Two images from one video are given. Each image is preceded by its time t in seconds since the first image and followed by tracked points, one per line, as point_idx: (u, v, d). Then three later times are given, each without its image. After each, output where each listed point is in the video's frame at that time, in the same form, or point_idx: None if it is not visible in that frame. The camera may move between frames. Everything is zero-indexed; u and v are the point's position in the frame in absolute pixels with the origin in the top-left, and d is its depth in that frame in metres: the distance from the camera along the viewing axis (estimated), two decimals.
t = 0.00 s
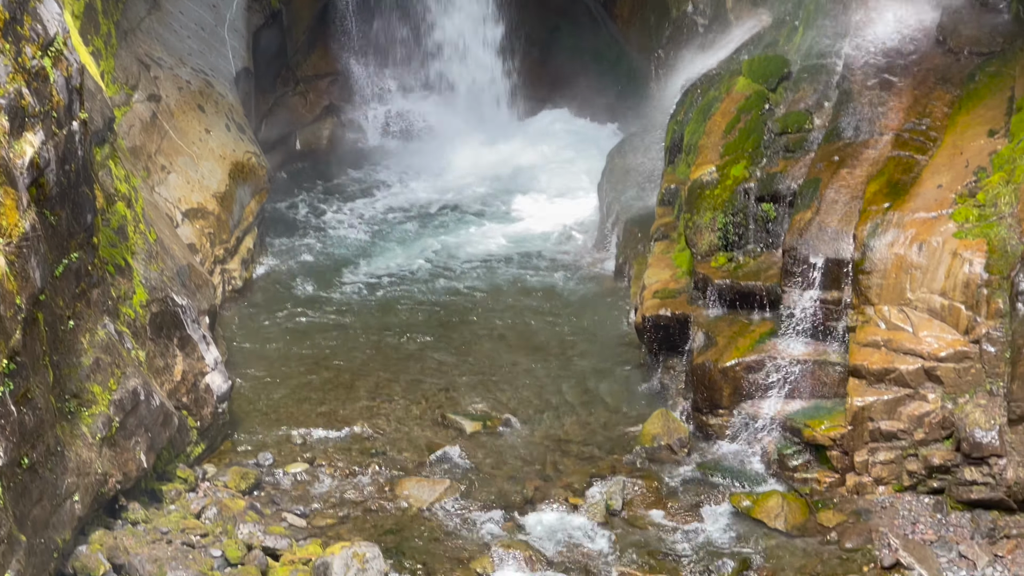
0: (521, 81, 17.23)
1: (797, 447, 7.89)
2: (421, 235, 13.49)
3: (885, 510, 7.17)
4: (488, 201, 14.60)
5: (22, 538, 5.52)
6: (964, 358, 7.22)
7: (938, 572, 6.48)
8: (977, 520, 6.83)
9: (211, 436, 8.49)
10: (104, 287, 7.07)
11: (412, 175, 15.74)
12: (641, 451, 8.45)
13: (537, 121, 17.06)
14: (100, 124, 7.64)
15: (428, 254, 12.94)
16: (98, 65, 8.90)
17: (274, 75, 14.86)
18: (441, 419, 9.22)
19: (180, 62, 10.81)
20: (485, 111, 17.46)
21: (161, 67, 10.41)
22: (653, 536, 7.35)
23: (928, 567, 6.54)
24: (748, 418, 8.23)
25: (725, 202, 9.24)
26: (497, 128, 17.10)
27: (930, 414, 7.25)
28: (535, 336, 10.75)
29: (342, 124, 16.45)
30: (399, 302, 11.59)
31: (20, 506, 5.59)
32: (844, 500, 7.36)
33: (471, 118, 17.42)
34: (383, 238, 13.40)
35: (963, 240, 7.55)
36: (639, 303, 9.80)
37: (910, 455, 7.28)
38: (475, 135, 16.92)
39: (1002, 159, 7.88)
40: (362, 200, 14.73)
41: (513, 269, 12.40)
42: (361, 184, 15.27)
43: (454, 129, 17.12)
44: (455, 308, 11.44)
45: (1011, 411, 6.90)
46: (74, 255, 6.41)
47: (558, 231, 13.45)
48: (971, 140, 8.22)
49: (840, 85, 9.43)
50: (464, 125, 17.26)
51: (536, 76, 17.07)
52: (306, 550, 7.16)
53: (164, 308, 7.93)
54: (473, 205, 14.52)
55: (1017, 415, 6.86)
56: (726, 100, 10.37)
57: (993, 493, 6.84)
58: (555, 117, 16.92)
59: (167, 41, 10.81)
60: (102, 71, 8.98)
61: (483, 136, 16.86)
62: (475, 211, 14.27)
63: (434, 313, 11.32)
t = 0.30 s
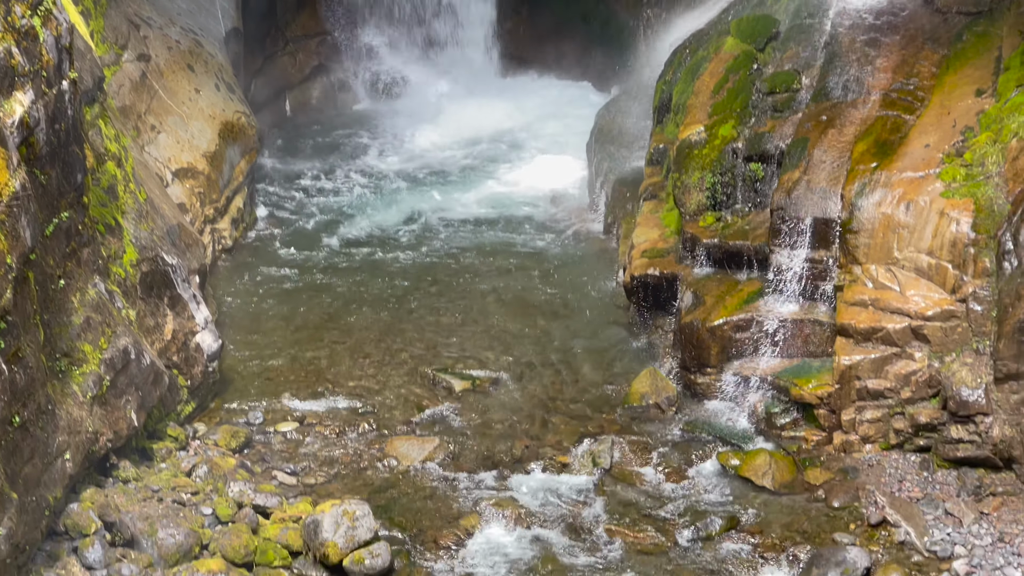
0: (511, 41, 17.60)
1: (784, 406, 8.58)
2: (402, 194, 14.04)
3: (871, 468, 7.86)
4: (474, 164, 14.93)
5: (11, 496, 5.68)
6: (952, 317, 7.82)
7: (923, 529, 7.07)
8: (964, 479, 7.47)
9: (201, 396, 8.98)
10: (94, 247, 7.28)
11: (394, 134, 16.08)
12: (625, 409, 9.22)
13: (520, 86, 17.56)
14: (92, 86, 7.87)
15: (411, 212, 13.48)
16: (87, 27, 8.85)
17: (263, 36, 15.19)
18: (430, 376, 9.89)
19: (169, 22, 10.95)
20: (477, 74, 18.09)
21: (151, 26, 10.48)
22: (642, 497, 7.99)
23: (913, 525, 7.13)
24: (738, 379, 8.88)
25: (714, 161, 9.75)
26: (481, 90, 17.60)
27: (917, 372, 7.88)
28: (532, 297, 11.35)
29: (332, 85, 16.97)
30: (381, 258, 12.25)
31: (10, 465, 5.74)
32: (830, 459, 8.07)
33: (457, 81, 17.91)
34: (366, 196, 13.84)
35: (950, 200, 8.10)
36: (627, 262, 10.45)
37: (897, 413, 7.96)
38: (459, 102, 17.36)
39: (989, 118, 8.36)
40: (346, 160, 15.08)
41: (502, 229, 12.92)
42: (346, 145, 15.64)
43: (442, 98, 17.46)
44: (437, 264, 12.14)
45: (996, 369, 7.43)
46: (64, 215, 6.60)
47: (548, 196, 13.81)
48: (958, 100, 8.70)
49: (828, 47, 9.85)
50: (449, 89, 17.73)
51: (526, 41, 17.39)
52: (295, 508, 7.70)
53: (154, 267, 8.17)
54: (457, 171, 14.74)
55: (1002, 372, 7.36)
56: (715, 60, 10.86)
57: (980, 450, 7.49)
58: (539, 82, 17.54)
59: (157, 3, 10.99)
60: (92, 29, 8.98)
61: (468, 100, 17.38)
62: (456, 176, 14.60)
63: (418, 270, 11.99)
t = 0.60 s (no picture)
0: None
1: (771, 366, 9.12)
2: (390, 163, 14.41)
3: (858, 427, 8.42)
4: (461, 138, 15.32)
5: (7, 456, 6.34)
6: (937, 278, 8.34)
7: (908, 488, 7.57)
8: (949, 438, 8.00)
9: (193, 355, 9.57)
10: (87, 208, 8.04)
11: (383, 111, 16.48)
12: (614, 368, 9.76)
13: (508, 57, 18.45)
14: (82, 49, 8.64)
15: (399, 182, 13.87)
16: None
17: None
18: (421, 337, 10.28)
19: None
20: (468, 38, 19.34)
21: None
22: (629, 458, 8.44)
23: (899, 484, 7.63)
24: (724, 338, 9.51)
25: (702, 123, 10.54)
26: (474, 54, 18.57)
27: (903, 332, 8.41)
28: (524, 258, 11.80)
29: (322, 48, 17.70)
30: (371, 224, 12.60)
31: (5, 423, 6.38)
32: (817, 419, 8.63)
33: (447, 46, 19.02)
34: (355, 167, 14.21)
35: (936, 161, 8.63)
36: (617, 224, 10.99)
37: (884, 373, 8.48)
38: (445, 81, 17.82)
39: (974, 82, 8.97)
40: (334, 132, 15.44)
41: (490, 198, 13.30)
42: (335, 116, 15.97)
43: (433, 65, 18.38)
44: (425, 230, 12.48)
45: (982, 330, 7.85)
46: (57, 175, 7.47)
47: (535, 167, 14.18)
48: (945, 62, 9.36)
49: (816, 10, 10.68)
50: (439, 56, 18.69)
51: None
52: (287, 468, 8.11)
53: (147, 229, 8.95)
54: (445, 144, 15.15)
55: (987, 333, 7.79)
56: (704, 22, 11.71)
57: (965, 410, 8.00)
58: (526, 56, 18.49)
59: None
60: None
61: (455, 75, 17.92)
62: (445, 147, 14.99)
63: (406, 234, 12.35)
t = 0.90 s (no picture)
0: None
1: (762, 331, 9.31)
2: (380, 132, 14.38)
3: (849, 393, 8.55)
4: (452, 106, 15.34)
5: None
6: (928, 243, 8.48)
7: (899, 453, 7.66)
8: (939, 403, 8.10)
9: (184, 321, 9.67)
10: (77, 173, 8.13)
11: (376, 83, 16.41)
12: (606, 333, 9.88)
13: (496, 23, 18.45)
14: (72, 15, 8.70)
15: (392, 151, 13.78)
16: None
17: None
18: (411, 304, 10.31)
19: None
20: None
21: None
22: (620, 422, 8.57)
23: (889, 448, 7.72)
24: (713, 304, 9.67)
25: (694, 88, 10.67)
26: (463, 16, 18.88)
27: (893, 298, 8.58)
28: (516, 224, 11.84)
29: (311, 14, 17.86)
30: (363, 193, 12.55)
31: None
32: (807, 384, 8.79)
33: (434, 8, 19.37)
34: (348, 138, 14.15)
35: (927, 126, 8.76)
36: (608, 189, 11.14)
37: (875, 338, 8.65)
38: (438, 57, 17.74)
39: (966, 47, 9.01)
40: (327, 103, 15.35)
41: (484, 166, 13.27)
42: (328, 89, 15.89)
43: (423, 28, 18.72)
44: (417, 199, 12.44)
45: (972, 296, 7.99)
46: (47, 141, 7.52)
47: (528, 138, 14.09)
48: (936, 28, 9.42)
49: None
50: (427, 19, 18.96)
51: None
52: (278, 433, 8.22)
53: (137, 194, 9.02)
54: (438, 114, 15.06)
55: (978, 299, 7.93)
56: None
57: (955, 374, 8.09)
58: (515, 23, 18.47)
59: None
60: None
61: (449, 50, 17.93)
62: (435, 116, 14.97)
63: (398, 203, 12.32)
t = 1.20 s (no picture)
0: None
1: (755, 302, 9.34)
2: (371, 105, 14.32)
3: (841, 362, 8.66)
4: (443, 80, 15.29)
5: None
6: (921, 214, 8.55)
7: (891, 424, 7.80)
8: (932, 373, 8.22)
9: (176, 293, 9.67)
10: (69, 145, 8.17)
11: (370, 59, 16.34)
12: (599, 304, 9.93)
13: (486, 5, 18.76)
14: None
15: (385, 124, 13.70)
16: None
17: None
18: (404, 276, 10.32)
19: None
20: None
21: None
22: (612, 393, 8.65)
23: (882, 419, 7.86)
24: (706, 275, 9.73)
25: (686, 59, 10.68)
26: None
27: (886, 269, 8.62)
28: (508, 196, 11.83)
29: None
30: (356, 166, 12.48)
31: None
32: (800, 354, 8.89)
33: None
34: (340, 112, 14.05)
35: (921, 97, 8.84)
36: (601, 159, 11.18)
37: (868, 309, 8.69)
38: (432, 34, 17.64)
39: (959, 19, 9.14)
40: (320, 79, 15.27)
41: (478, 139, 13.20)
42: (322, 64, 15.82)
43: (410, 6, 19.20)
44: (411, 172, 12.38)
45: (965, 266, 8.06)
46: (39, 112, 7.63)
47: (522, 112, 14.02)
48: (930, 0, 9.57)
49: None
50: None
51: None
52: (271, 405, 8.26)
53: (129, 165, 9.03)
54: (432, 89, 14.99)
55: (970, 269, 8.00)
56: None
57: (947, 345, 8.17)
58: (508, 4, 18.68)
59: None
60: None
61: (441, 28, 17.91)
62: (427, 90, 14.92)
63: (391, 176, 12.26)
